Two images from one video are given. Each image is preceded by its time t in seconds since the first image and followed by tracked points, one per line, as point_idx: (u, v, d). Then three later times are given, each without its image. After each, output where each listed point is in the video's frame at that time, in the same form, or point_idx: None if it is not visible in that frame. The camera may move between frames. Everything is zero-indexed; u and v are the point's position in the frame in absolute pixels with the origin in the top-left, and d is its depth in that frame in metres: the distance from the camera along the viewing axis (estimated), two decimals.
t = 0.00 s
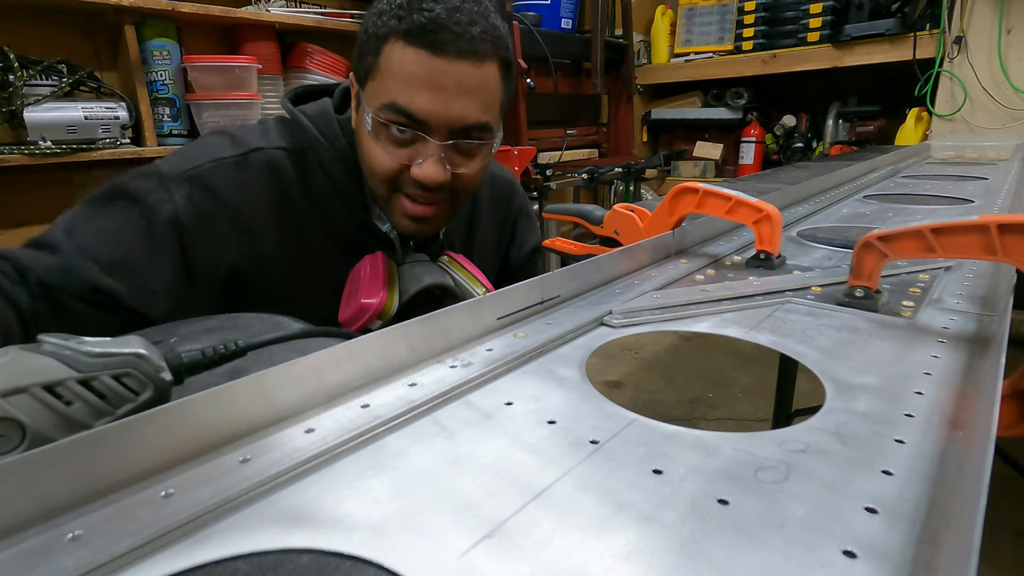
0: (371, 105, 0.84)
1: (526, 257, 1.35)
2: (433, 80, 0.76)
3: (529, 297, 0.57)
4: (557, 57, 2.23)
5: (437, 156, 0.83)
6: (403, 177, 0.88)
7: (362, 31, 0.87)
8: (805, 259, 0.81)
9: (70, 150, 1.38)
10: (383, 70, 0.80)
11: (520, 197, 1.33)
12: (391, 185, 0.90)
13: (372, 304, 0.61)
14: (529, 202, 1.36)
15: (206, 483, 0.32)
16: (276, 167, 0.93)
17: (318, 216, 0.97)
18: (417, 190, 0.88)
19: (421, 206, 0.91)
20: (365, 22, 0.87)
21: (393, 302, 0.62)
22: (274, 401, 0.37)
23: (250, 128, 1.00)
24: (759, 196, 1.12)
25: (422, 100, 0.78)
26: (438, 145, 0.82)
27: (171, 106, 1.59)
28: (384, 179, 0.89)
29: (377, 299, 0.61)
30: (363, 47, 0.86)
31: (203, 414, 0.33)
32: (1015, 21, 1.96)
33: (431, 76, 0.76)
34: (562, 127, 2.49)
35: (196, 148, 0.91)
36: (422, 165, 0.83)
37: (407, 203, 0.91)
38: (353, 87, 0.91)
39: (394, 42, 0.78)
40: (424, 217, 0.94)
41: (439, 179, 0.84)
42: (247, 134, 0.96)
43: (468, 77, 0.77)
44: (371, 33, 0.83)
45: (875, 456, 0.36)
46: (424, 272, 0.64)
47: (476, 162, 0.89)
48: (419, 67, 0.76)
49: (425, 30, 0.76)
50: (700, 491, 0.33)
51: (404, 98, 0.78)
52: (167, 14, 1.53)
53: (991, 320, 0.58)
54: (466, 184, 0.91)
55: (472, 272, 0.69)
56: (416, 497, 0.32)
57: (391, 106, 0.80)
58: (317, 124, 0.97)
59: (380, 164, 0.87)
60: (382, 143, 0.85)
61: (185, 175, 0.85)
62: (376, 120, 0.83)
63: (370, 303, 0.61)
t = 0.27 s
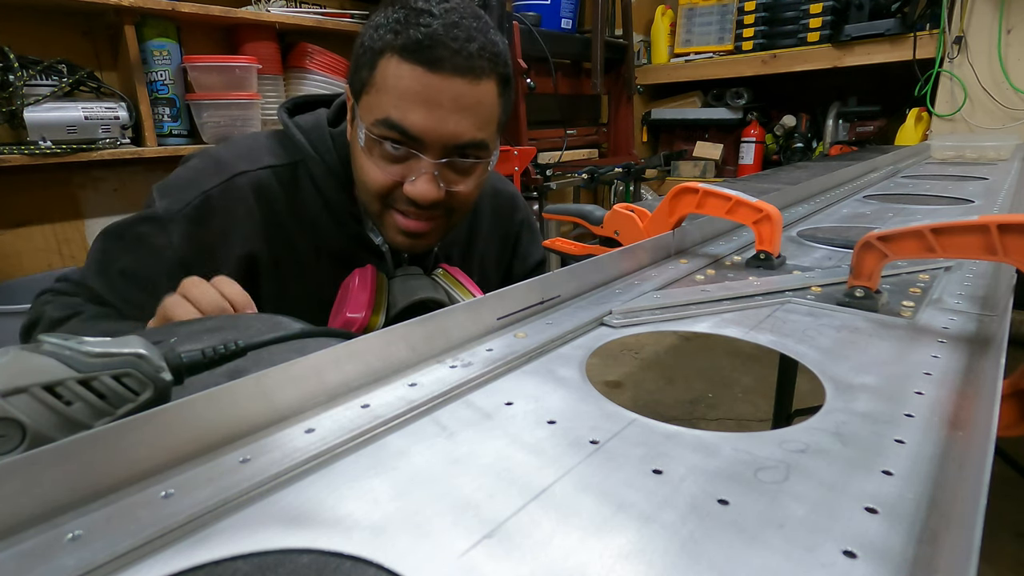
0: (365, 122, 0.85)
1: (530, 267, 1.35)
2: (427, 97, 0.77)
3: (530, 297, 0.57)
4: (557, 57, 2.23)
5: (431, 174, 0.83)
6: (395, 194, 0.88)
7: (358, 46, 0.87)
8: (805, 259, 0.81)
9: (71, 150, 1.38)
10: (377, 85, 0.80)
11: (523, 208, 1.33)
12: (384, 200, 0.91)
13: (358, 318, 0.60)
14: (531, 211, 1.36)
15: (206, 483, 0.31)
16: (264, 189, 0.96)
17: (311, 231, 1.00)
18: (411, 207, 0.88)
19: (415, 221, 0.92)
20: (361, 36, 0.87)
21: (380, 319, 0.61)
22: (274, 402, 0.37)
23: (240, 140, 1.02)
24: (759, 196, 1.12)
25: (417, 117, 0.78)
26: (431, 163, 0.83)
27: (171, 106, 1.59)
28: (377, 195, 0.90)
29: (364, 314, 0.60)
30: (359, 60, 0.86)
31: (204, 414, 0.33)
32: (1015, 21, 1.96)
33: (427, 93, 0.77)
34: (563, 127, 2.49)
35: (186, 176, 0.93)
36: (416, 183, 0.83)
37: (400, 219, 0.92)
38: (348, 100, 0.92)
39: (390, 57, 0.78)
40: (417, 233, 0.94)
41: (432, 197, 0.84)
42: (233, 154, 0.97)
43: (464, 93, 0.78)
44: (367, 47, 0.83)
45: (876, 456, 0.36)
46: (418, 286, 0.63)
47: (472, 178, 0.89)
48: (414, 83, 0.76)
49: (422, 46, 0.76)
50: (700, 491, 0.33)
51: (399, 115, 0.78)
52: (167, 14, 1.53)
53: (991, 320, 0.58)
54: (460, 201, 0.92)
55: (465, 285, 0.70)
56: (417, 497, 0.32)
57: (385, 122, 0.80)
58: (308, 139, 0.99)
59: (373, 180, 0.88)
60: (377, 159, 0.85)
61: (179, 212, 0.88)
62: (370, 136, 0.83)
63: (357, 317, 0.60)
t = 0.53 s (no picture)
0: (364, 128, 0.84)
1: (533, 267, 1.35)
2: (426, 105, 0.76)
3: (530, 297, 0.57)
4: (557, 57, 2.23)
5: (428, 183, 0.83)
6: (394, 200, 0.88)
7: (358, 51, 0.87)
8: (805, 259, 0.81)
9: (71, 150, 1.38)
10: (376, 93, 0.80)
11: (524, 209, 1.33)
12: (383, 207, 0.90)
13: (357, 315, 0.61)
14: (532, 213, 1.36)
15: (206, 483, 0.31)
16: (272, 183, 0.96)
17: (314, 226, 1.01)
18: (409, 215, 0.88)
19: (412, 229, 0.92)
20: (361, 42, 0.87)
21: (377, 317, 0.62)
22: (274, 401, 0.37)
23: (245, 134, 1.03)
24: (759, 196, 1.12)
25: (415, 127, 0.78)
26: (429, 172, 0.82)
27: (171, 106, 1.59)
28: (376, 200, 0.89)
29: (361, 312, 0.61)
30: (358, 65, 0.85)
31: (204, 413, 0.33)
32: (1015, 21, 1.96)
33: (425, 102, 0.76)
34: (563, 127, 2.49)
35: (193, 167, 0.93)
36: (413, 191, 0.82)
37: (398, 224, 0.92)
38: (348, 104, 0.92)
39: (388, 66, 0.78)
40: (415, 238, 0.94)
41: (429, 206, 0.84)
42: (240, 144, 0.98)
43: (462, 103, 0.78)
44: (365, 54, 0.83)
45: (875, 456, 0.36)
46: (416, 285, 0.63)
47: (469, 187, 0.88)
48: (414, 92, 0.76)
49: (420, 56, 0.76)
50: (700, 491, 0.33)
51: (398, 123, 0.78)
52: (167, 14, 1.53)
53: (991, 320, 0.58)
54: (458, 206, 0.92)
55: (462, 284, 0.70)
56: (417, 497, 0.32)
57: (384, 129, 0.80)
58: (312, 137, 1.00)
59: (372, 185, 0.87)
60: (375, 167, 0.85)
61: (190, 203, 0.89)
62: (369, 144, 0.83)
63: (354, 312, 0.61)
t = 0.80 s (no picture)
0: (379, 136, 0.84)
1: (534, 268, 1.36)
2: (441, 114, 0.77)
3: (530, 297, 0.57)
4: (557, 57, 2.23)
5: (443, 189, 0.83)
6: (409, 206, 0.88)
7: (371, 56, 0.87)
8: (805, 259, 0.81)
9: (70, 150, 1.38)
10: (389, 101, 0.80)
11: (527, 209, 1.34)
12: (398, 212, 0.90)
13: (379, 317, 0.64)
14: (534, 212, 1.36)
15: (206, 483, 0.31)
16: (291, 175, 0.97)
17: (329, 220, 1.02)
18: (424, 220, 0.89)
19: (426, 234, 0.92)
20: (374, 47, 0.87)
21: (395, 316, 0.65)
22: (274, 402, 0.37)
23: (258, 126, 1.02)
24: (759, 196, 1.12)
25: (429, 135, 0.78)
26: (444, 178, 0.82)
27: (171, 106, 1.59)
28: (390, 207, 0.90)
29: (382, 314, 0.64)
30: (371, 70, 0.85)
31: (204, 413, 0.33)
32: (1015, 21, 1.96)
33: (439, 112, 0.77)
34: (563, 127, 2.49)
35: (210, 158, 0.93)
36: (427, 197, 0.83)
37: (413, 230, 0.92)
38: (360, 107, 0.92)
39: (401, 75, 0.78)
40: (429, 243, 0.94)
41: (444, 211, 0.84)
42: (257, 135, 0.98)
43: (476, 111, 0.78)
44: (377, 62, 0.83)
45: (875, 456, 0.36)
46: (428, 285, 0.64)
47: (482, 191, 0.89)
48: (428, 101, 0.76)
49: (433, 66, 0.76)
50: (700, 491, 0.33)
51: (412, 131, 0.78)
52: (167, 14, 1.53)
53: (991, 320, 0.58)
54: (472, 209, 0.92)
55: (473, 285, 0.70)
56: (417, 497, 0.32)
57: (398, 137, 0.80)
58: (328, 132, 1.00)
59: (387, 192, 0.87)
60: (389, 173, 0.85)
61: (212, 194, 0.88)
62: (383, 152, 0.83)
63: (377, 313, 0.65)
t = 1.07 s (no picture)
0: (387, 144, 0.84)
1: (535, 267, 1.37)
2: (450, 125, 0.77)
3: (530, 297, 0.57)
4: (557, 57, 2.23)
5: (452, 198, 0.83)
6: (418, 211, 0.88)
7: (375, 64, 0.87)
8: (805, 258, 0.81)
9: (70, 150, 1.38)
10: (397, 110, 0.80)
11: (528, 208, 1.34)
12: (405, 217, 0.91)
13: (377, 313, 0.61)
14: (535, 212, 1.36)
15: (206, 483, 0.31)
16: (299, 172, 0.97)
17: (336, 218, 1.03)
18: (432, 226, 0.89)
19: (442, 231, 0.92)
20: (378, 54, 0.86)
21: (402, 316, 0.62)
22: (274, 401, 0.37)
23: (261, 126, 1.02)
24: (759, 196, 1.12)
25: (438, 146, 0.78)
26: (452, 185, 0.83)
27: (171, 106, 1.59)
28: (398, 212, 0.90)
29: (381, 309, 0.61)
30: (376, 79, 0.85)
31: (205, 413, 0.33)
32: (1015, 21, 1.96)
33: (449, 123, 0.77)
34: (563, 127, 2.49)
35: (219, 157, 0.93)
36: (437, 205, 0.83)
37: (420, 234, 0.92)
38: (364, 109, 0.91)
39: (409, 87, 0.78)
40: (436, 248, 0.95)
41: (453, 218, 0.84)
42: (263, 134, 0.97)
43: (482, 122, 0.78)
44: (383, 69, 0.83)
45: (875, 456, 0.36)
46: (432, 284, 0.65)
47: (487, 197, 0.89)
48: (437, 113, 0.76)
49: (440, 78, 0.76)
50: (700, 491, 0.33)
51: (421, 141, 0.79)
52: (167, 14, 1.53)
53: (991, 320, 0.58)
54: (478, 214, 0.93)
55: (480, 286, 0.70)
56: (416, 497, 0.32)
57: (407, 147, 0.80)
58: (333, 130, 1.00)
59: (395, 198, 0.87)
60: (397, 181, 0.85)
61: (227, 193, 0.88)
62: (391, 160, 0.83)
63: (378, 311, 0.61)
